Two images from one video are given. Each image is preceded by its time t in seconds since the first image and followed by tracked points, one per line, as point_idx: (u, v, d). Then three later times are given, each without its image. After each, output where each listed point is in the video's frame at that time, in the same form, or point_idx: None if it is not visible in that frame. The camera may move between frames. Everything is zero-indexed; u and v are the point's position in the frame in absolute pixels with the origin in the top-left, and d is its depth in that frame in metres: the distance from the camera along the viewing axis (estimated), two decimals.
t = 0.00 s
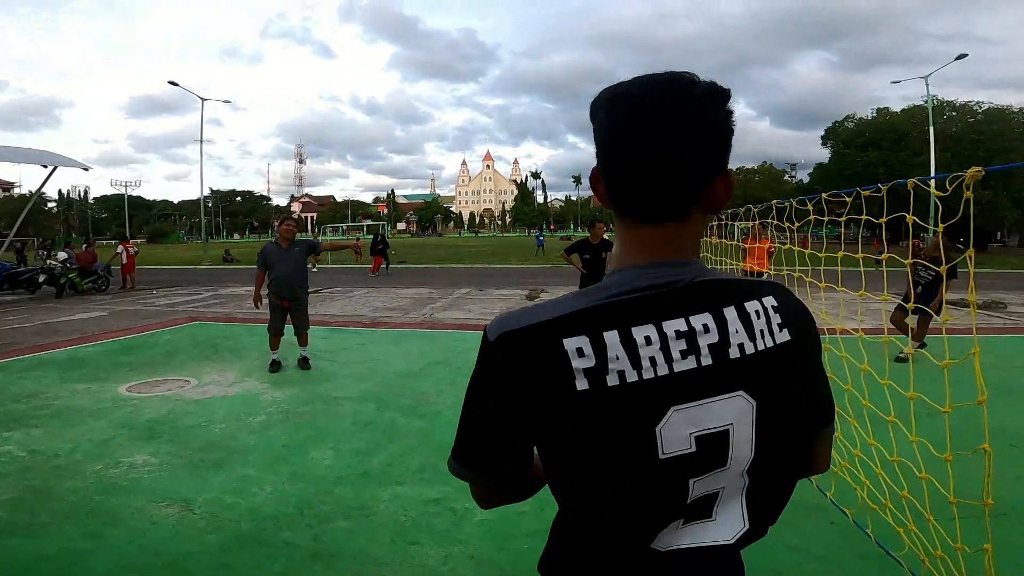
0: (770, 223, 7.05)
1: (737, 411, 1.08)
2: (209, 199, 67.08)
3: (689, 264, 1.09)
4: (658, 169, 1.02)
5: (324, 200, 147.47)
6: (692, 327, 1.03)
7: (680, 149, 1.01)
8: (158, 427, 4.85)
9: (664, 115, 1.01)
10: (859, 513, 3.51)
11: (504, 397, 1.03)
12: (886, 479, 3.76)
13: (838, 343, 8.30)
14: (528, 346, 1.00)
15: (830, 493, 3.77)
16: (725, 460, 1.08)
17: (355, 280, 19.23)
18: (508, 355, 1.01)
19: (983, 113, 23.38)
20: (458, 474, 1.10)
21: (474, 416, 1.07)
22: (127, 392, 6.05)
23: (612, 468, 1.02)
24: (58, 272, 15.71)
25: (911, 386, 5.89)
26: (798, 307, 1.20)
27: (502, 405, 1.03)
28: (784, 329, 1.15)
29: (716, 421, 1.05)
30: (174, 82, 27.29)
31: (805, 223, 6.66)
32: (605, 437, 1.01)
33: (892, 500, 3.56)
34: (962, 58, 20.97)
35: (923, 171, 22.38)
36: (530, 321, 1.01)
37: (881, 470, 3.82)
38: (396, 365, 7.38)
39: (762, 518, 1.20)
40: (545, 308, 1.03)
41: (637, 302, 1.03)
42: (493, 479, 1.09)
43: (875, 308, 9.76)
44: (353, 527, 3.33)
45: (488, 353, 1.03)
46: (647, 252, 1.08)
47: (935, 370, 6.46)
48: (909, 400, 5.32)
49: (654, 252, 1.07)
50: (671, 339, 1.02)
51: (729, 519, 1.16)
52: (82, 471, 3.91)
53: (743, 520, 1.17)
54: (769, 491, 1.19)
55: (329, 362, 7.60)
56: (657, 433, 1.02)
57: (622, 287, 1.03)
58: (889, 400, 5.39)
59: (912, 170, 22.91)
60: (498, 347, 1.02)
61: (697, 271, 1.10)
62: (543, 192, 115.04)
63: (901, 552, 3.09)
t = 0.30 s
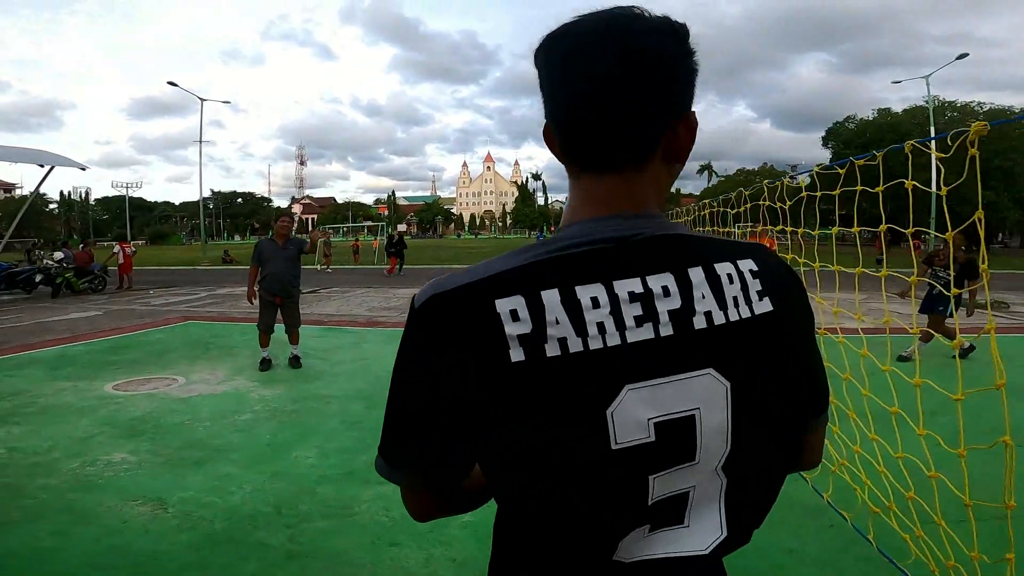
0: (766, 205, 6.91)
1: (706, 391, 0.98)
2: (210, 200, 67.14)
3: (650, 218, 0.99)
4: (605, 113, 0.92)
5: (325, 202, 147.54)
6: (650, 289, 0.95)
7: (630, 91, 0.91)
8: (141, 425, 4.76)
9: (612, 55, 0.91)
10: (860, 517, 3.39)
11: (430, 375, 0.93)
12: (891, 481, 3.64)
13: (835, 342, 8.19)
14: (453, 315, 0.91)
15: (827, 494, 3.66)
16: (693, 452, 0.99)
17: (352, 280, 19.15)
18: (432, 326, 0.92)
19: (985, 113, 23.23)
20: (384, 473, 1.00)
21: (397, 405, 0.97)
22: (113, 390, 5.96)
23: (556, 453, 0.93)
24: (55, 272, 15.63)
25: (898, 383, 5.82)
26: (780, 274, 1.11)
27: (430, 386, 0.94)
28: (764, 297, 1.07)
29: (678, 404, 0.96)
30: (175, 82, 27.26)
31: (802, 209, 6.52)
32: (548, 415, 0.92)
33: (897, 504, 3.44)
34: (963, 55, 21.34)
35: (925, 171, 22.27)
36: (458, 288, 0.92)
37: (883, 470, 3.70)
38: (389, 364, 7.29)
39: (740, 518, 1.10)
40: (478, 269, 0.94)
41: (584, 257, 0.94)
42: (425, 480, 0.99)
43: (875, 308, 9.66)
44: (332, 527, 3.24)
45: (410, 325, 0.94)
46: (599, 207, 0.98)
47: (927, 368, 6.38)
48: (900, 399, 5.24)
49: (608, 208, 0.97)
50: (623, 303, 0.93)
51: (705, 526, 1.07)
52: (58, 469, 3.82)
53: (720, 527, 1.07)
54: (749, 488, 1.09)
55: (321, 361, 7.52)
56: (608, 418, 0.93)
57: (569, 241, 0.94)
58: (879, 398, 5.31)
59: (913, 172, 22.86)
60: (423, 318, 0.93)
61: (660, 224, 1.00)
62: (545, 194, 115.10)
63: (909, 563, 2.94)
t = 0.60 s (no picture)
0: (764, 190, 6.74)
1: (670, 383, 0.92)
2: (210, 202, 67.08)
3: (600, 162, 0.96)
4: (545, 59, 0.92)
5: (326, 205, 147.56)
6: (600, 250, 0.90)
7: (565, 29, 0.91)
8: (123, 426, 4.65)
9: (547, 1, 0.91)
10: (873, 529, 3.20)
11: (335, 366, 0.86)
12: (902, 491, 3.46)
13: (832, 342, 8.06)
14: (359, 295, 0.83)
15: (834, 504, 3.47)
16: (653, 455, 0.93)
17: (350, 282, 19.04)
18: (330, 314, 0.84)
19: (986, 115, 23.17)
20: (300, 508, 0.92)
21: (306, 410, 0.89)
22: (99, 390, 5.85)
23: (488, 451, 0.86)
24: (50, 272, 15.49)
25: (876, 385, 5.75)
26: (759, 240, 1.06)
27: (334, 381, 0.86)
28: (748, 265, 1.02)
29: (628, 400, 0.90)
30: (174, 84, 27.19)
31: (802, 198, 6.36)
32: (480, 406, 0.85)
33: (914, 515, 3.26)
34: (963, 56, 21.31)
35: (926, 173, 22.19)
36: (357, 269, 0.85)
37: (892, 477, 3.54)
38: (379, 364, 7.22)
39: (719, 521, 1.04)
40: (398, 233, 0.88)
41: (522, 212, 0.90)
42: (353, 505, 0.91)
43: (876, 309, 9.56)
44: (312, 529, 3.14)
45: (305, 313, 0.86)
46: (536, 149, 0.96)
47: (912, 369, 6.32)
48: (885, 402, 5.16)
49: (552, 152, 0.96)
50: (564, 267, 0.88)
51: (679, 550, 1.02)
52: (34, 470, 3.72)
53: (696, 551, 1.02)
54: (729, 485, 1.02)
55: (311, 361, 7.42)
56: (545, 419, 0.86)
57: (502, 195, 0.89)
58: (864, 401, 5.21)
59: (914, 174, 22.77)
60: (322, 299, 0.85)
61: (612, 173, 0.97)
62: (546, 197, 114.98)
63: None
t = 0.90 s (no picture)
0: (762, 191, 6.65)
1: (637, 405, 0.89)
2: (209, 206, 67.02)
3: (560, 150, 0.93)
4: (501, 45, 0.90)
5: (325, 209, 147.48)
6: (557, 252, 0.87)
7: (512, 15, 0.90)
8: (111, 430, 4.58)
9: None
10: (877, 546, 3.08)
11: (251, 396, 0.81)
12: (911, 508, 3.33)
13: (833, 347, 7.99)
14: (276, 322, 0.80)
15: (834, 519, 3.35)
16: (623, 488, 0.91)
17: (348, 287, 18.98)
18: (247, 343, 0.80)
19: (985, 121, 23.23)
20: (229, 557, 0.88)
21: (225, 449, 0.85)
22: (90, 393, 5.78)
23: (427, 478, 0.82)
24: (47, 276, 15.41)
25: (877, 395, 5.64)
26: (751, 246, 1.02)
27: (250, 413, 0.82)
28: (735, 270, 0.98)
29: (588, 426, 0.87)
30: (173, 88, 27.10)
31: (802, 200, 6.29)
32: (425, 430, 0.81)
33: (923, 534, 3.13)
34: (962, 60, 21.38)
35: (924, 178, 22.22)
36: (282, 289, 0.81)
37: (898, 493, 3.42)
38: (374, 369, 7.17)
39: (707, 550, 0.99)
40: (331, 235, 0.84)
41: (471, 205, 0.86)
42: (299, 554, 0.86)
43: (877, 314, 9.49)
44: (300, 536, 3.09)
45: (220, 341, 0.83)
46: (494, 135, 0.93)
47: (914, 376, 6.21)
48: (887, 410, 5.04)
49: (508, 139, 0.93)
50: (514, 272, 0.86)
51: None
52: (17, 474, 3.65)
53: None
54: (714, 509, 0.98)
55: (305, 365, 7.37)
56: (496, 451, 0.83)
57: (448, 188, 0.86)
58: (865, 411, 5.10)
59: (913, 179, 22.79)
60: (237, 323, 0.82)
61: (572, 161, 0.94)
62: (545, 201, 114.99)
63: None
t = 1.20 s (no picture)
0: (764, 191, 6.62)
1: (669, 387, 0.87)
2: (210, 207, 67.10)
3: (581, 145, 0.91)
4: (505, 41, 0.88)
5: (326, 211, 147.67)
6: (589, 237, 0.86)
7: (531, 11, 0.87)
8: (108, 431, 4.55)
9: None
10: (888, 552, 3.03)
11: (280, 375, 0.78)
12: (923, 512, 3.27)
13: (836, 349, 7.94)
14: (312, 297, 0.77)
15: (843, 524, 3.31)
16: (654, 470, 0.89)
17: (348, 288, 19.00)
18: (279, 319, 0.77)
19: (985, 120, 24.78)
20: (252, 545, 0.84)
21: (251, 433, 0.82)
22: (88, 395, 5.75)
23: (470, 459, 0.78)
24: (47, 277, 15.41)
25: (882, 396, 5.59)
26: (761, 235, 1.02)
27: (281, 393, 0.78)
28: (748, 258, 0.97)
29: (622, 408, 0.85)
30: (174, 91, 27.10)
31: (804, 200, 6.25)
32: (465, 414, 0.78)
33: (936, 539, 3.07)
34: (961, 61, 21.55)
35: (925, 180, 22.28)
36: (315, 272, 0.77)
37: (909, 497, 3.37)
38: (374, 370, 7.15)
39: (732, 534, 0.98)
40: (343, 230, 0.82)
41: (500, 194, 0.84)
42: (326, 539, 0.83)
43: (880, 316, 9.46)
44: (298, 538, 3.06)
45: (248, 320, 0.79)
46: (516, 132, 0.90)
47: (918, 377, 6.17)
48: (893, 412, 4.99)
49: (527, 135, 0.91)
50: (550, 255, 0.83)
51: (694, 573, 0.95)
52: (13, 476, 3.63)
53: None
54: (738, 494, 0.97)
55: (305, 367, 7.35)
56: (534, 432, 0.80)
57: (471, 180, 0.84)
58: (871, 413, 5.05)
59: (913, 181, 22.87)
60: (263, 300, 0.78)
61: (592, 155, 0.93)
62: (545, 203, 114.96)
63: None
